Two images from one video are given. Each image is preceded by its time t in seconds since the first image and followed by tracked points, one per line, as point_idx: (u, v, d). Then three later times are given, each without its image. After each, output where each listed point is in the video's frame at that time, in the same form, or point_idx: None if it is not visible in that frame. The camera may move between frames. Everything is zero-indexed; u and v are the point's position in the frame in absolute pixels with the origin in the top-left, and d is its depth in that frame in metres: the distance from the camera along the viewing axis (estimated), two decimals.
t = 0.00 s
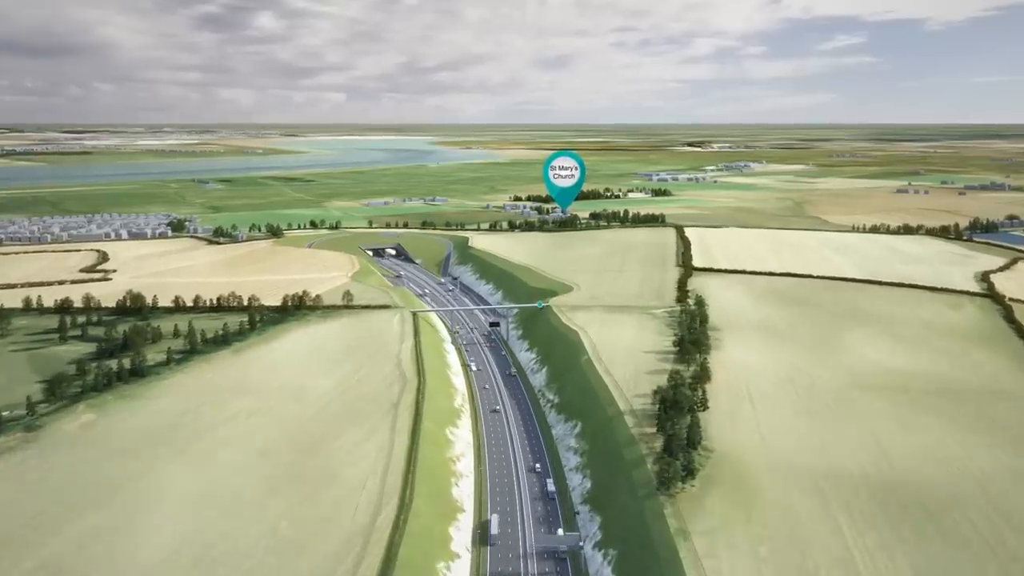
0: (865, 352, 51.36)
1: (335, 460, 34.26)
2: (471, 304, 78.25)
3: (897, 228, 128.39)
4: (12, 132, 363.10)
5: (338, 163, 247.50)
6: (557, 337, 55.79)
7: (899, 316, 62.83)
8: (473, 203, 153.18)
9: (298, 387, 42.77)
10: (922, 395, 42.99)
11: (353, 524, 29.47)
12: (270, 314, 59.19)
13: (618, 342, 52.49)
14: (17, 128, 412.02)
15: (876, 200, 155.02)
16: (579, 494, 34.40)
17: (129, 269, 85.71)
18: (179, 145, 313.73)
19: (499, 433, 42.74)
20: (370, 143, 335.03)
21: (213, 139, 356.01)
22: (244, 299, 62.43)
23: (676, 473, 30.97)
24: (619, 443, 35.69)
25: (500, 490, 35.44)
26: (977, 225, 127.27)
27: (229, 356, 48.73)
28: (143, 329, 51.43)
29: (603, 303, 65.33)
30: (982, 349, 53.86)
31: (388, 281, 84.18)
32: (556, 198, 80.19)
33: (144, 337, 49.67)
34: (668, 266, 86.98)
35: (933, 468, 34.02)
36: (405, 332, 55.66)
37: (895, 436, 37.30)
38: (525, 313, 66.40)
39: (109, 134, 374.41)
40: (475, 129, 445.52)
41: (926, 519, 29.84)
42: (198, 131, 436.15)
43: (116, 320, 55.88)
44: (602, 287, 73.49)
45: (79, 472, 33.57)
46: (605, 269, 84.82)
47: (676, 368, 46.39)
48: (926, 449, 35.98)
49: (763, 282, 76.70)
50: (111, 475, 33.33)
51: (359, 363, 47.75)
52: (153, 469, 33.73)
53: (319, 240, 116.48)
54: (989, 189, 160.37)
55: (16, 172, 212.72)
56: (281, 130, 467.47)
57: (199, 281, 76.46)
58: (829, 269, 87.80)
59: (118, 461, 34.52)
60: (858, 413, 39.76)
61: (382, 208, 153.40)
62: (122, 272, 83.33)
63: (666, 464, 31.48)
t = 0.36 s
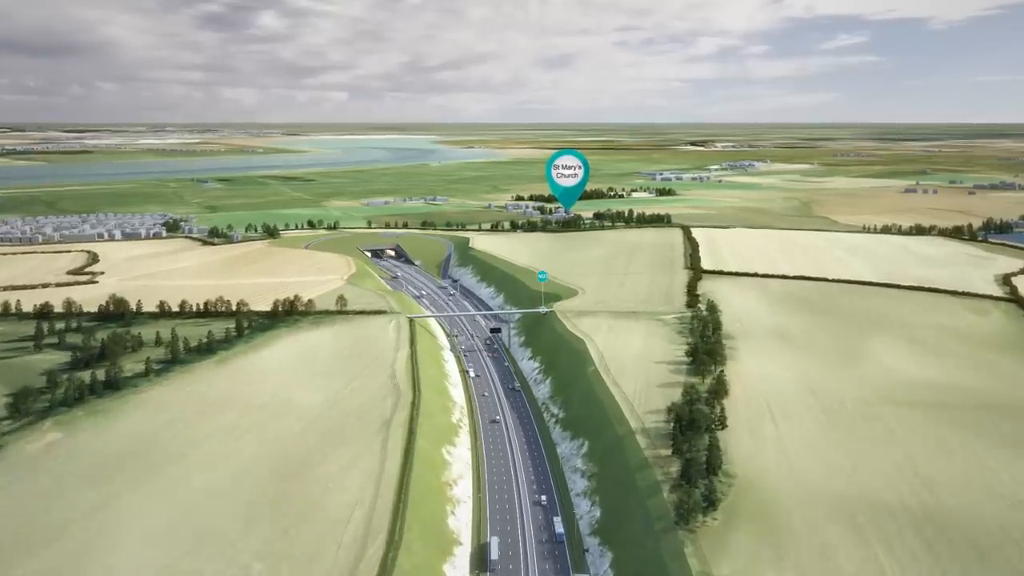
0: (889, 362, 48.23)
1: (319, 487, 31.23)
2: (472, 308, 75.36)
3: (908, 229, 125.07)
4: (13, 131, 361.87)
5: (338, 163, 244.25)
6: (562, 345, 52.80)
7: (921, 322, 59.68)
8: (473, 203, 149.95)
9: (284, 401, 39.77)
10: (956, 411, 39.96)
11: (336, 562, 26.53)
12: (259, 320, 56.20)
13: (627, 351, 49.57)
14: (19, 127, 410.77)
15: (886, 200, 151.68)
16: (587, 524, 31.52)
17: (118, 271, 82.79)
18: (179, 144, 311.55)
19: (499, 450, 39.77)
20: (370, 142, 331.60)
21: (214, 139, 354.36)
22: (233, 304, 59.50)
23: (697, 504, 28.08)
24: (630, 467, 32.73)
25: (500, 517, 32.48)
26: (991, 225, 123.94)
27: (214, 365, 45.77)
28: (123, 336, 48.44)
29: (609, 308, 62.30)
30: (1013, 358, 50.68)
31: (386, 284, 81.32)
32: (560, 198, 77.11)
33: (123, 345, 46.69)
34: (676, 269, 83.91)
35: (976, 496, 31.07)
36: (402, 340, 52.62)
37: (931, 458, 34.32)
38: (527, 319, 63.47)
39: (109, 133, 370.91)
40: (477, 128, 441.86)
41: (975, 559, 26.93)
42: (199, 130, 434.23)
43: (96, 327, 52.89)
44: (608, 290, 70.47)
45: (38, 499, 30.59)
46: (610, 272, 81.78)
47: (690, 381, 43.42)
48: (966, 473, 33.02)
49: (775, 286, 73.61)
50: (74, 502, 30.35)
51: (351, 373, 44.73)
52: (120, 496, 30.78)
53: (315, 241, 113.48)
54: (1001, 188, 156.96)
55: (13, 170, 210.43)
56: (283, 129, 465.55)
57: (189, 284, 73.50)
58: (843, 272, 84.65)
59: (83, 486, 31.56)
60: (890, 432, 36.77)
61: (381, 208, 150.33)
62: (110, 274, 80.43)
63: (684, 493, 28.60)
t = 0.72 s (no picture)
0: (918, 374, 45.10)
1: (301, 518, 28.32)
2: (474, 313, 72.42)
3: (922, 228, 121.72)
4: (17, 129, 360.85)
5: (339, 162, 241.27)
6: (568, 354, 49.79)
7: (947, 328, 56.55)
8: (476, 202, 146.85)
9: (269, 417, 36.87)
10: (997, 427, 36.83)
11: None
12: (248, 326, 53.29)
13: (638, 360, 46.61)
14: (22, 126, 409.93)
15: (897, 199, 148.36)
16: (597, 558, 28.73)
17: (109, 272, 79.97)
18: (181, 143, 309.77)
19: (501, 469, 36.94)
20: (373, 141, 328.56)
21: (218, 138, 353.22)
22: (222, 308, 56.57)
23: (722, 541, 25.27)
24: (644, 495, 29.84)
25: (502, 548, 29.56)
26: (1007, 225, 120.54)
27: (197, 376, 42.86)
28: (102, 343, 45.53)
29: (618, 314, 59.29)
30: None
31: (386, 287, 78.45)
32: (564, 197, 74.07)
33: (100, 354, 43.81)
34: (687, 271, 80.76)
35: None
36: (398, 348, 49.59)
37: (976, 482, 31.26)
38: (532, 324, 60.55)
39: (112, 133, 368.00)
40: (481, 128, 438.90)
41: None
42: (204, 130, 433.04)
43: (76, 333, 50.01)
44: (616, 294, 67.38)
45: None
46: (618, 274, 78.68)
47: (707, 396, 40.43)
48: (1017, 499, 29.92)
49: (791, 290, 70.49)
50: (30, 533, 27.49)
51: (342, 385, 41.76)
52: (82, 527, 27.88)
53: (314, 241, 110.59)
54: (1015, 187, 153.40)
55: (14, 169, 208.38)
56: (287, 129, 464.24)
57: (181, 287, 70.65)
58: (860, 275, 81.45)
59: (42, 514, 28.70)
60: (927, 453, 33.68)
61: (382, 207, 147.37)
62: (101, 275, 77.75)
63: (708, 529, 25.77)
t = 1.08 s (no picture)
0: (952, 387, 42.01)
1: (280, 552, 25.58)
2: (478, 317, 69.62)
3: (940, 228, 118.05)
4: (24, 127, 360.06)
5: (344, 160, 239.34)
6: (576, 362, 46.84)
7: (978, 335, 53.34)
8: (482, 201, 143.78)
9: (251, 438, 34.12)
10: None
11: None
12: (239, 331, 50.49)
13: (651, 371, 43.69)
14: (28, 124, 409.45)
15: (912, 197, 144.58)
16: None
17: (101, 273, 77.27)
18: (186, 141, 307.94)
19: (503, 490, 34.26)
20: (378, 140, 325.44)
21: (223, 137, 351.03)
22: (212, 312, 53.74)
23: None
24: (661, 529, 27.15)
25: None
26: None
27: (179, 387, 40.04)
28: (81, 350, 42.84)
29: (628, 319, 56.33)
30: None
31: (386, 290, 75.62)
32: (571, 196, 71.06)
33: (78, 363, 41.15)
34: (698, 273, 77.69)
35: None
36: (395, 356, 46.71)
37: None
38: (537, 329, 57.68)
39: (117, 132, 366.19)
40: (486, 126, 435.94)
41: None
42: (209, 128, 431.24)
43: (56, 339, 47.37)
44: (625, 298, 64.32)
45: None
46: (627, 276, 75.63)
47: (727, 412, 37.55)
48: None
49: (809, 294, 67.33)
50: None
51: (333, 398, 38.88)
52: (38, 562, 25.28)
53: (314, 241, 107.81)
54: None
55: (16, 166, 206.38)
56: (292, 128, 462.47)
57: (173, 290, 67.90)
58: (880, 278, 78.17)
59: None
60: (971, 480, 30.73)
61: (385, 207, 144.61)
62: (92, 275, 75.20)
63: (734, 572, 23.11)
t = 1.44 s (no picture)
0: (992, 400, 38.96)
1: None
2: (482, 321, 66.86)
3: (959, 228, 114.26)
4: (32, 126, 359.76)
5: (349, 159, 237.10)
6: (584, 372, 44.02)
7: (1014, 341, 50.14)
8: (487, 200, 140.80)
9: (231, 457, 31.38)
10: None
11: None
12: (229, 337, 47.88)
13: (665, 382, 40.84)
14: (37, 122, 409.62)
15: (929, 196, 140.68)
16: None
17: (93, 274, 74.75)
18: (193, 140, 306.29)
19: (505, 511, 31.65)
20: (384, 139, 323.50)
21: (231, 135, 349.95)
22: (202, 315, 50.89)
23: None
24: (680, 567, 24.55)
25: None
26: None
27: (159, 399, 37.38)
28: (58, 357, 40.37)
29: (640, 324, 53.43)
30: None
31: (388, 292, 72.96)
32: (579, 195, 68.15)
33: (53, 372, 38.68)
34: (712, 275, 74.65)
35: None
36: (391, 364, 43.92)
37: None
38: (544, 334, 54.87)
39: (125, 131, 366.54)
40: (493, 125, 432.80)
41: None
42: (217, 127, 430.04)
43: (36, 345, 44.91)
44: (636, 301, 61.38)
45: None
46: (637, 278, 72.63)
47: (749, 428, 34.72)
48: None
49: (829, 297, 64.17)
50: None
51: (323, 411, 36.13)
52: None
53: (316, 241, 105.17)
54: None
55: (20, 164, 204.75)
56: (299, 127, 460.85)
57: (166, 292, 65.32)
58: (901, 279, 74.88)
59: None
60: None
61: (389, 206, 141.88)
62: (84, 275, 72.85)
63: None
